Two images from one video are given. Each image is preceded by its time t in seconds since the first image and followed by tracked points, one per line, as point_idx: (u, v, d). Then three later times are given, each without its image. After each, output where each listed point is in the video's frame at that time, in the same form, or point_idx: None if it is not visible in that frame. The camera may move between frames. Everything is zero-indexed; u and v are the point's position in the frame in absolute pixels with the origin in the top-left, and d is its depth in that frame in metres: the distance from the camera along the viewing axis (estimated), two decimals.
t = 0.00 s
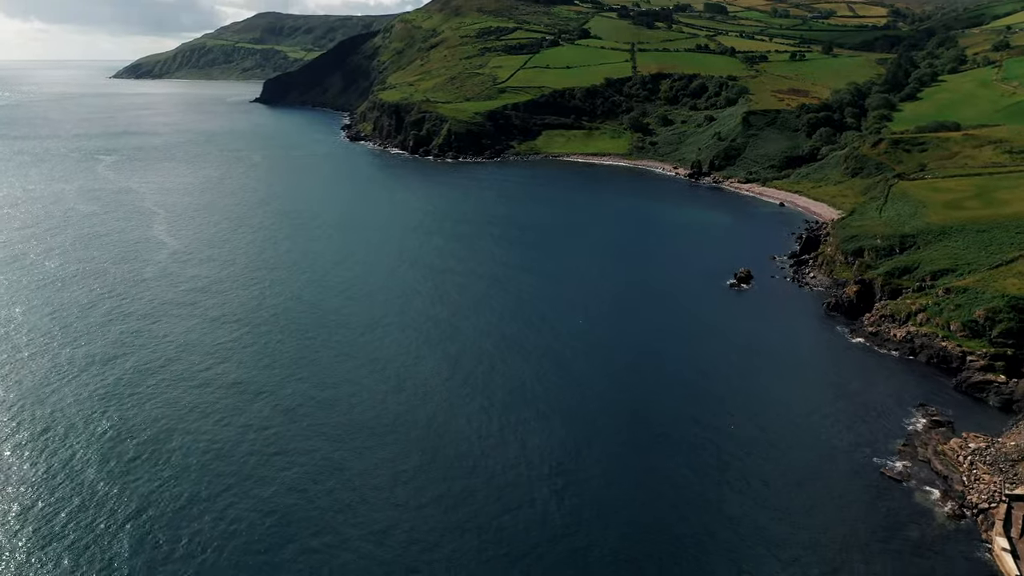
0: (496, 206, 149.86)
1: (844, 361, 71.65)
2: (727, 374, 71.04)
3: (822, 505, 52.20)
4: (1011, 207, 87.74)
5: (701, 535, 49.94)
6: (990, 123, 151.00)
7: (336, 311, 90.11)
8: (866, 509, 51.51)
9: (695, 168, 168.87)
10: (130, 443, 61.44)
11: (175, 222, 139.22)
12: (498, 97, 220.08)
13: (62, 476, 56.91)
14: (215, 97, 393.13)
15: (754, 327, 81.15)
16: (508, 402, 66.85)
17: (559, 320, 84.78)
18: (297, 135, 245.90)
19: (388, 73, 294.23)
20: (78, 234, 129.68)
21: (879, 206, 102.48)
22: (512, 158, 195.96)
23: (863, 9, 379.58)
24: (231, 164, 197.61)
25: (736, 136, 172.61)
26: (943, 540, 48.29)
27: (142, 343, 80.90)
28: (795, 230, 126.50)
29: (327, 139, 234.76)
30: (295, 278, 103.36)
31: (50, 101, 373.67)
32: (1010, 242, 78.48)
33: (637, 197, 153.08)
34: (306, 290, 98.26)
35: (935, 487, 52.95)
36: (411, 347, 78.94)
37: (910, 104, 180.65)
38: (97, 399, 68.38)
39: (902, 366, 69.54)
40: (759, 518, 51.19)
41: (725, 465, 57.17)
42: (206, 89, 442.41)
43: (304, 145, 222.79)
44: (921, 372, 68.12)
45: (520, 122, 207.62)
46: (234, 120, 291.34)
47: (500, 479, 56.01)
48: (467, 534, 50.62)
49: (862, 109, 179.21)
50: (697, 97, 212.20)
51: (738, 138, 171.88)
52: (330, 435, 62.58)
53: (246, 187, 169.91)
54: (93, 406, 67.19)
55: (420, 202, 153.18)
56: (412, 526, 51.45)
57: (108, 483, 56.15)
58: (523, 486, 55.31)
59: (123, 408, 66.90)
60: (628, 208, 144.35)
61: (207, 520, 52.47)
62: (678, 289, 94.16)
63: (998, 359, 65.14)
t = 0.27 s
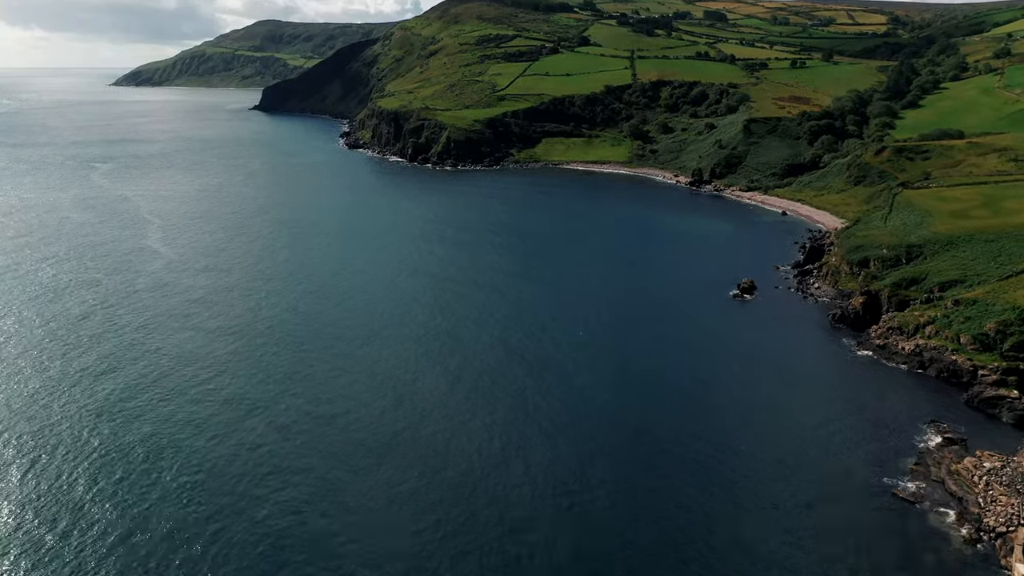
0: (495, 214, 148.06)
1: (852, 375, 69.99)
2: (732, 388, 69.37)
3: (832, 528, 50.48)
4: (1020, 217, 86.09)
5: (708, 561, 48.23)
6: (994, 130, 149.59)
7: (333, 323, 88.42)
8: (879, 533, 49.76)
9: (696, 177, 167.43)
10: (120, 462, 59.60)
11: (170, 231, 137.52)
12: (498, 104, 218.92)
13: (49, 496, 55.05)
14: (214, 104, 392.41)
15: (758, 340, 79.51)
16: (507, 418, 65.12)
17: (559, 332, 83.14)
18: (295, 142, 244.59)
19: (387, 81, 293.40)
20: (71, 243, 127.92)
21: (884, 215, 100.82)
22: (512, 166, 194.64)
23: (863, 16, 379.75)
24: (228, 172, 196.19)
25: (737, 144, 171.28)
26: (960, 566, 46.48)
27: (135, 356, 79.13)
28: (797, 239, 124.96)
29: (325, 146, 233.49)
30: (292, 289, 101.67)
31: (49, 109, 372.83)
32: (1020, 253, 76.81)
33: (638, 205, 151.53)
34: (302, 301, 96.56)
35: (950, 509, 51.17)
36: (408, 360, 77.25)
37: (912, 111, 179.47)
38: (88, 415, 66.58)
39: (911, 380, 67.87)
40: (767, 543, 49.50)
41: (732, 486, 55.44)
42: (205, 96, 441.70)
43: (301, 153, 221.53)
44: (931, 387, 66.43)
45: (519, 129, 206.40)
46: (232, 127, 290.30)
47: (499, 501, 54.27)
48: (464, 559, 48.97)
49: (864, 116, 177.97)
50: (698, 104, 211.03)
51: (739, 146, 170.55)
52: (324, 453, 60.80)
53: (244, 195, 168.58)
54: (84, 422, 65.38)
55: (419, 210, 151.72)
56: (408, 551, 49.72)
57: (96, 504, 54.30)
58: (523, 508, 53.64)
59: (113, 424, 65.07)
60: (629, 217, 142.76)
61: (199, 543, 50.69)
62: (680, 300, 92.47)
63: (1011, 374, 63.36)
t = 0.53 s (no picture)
0: (495, 223, 146.49)
1: (860, 390, 68.23)
2: (738, 404, 67.62)
3: (842, 552, 48.65)
4: None
5: None
6: (997, 139, 148.32)
7: (329, 334, 86.70)
8: (891, 557, 47.93)
9: (697, 185, 166.04)
10: (109, 481, 57.84)
11: (166, 240, 135.92)
12: (497, 112, 217.78)
13: (35, 518, 53.31)
14: (212, 112, 391.49)
15: (763, 352, 77.80)
16: (507, 436, 63.31)
17: (559, 344, 81.38)
18: (294, 150, 243.38)
19: (386, 88, 292.51)
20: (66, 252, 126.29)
21: (889, 225, 99.19)
22: (511, 175, 193.35)
23: (863, 24, 379.48)
24: (225, 180, 194.73)
25: (738, 152, 169.95)
26: None
27: (128, 369, 77.43)
28: (800, 248, 123.39)
29: (324, 154, 232.29)
30: (289, 299, 100.09)
31: (47, 116, 371.69)
32: None
33: (639, 213, 150.09)
34: (298, 312, 94.81)
35: (966, 533, 49.36)
36: (405, 374, 75.51)
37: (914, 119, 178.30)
38: (78, 432, 64.86)
39: (921, 396, 66.09)
40: (776, 568, 47.67)
41: (738, 508, 53.59)
42: (204, 104, 441.16)
43: (300, 161, 220.19)
44: (942, 402, 64.66)
45: (519, 137, 205.17)
46: (231, 135, 289.10)
47: (498, 523, 52.52)
48: None
49: (865, 124, 176.76)
50: (698, 112, 209.92)
51: (741, 154, 169.19)
52: (317, 472, 59.00)
53: (241, 203, 167.06)
54: (74, 439, 63.67)
55: (417, 219, 150.01)
56: None
57: (85, 526, 52.60)
58: (522, 530, 51.86)
59: (104, 441, 63.33)
60: (630, 225, 141.26)
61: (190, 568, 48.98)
62: (683, 311, 90.78)
63: None
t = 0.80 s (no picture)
0: (494, 231, 144.93)
1: (870, 406, 66.35)
2: (743, 420, 65.79)
3: None
4: None
5: None
6: (1001, 147, 147.08)
7: (325, 346, 84.99)
8: None
9: (698, 193, 164.42)
10: (98, 501, 55.97)
11: (162, 248, 134.32)
12: (496, 120, 216.61)
13: (21, 542, 51.44)
14: (211, 120, 390.50)
15: (767, 366, 76.04)
16: (508, 455, 61.53)
17: (560, 357, 79.63)
18: (292, 158, 242.14)
19: (385, 96, 291.64)
20: (61, 261, 124.64)
21: (895, 234, 97.61)
22: (511, 183, 191.94)
23: (863, 32, 379.44)
24: (222, 187, 193.21)
25: (739, 160, 168.64)
26: None
27: (120, 382, 75.46)
28: (803, 257, 121.75)
29: (322, 162, 231.01)
30: (285, 308, 98.30)
31: (46, 124, 370.57)
32: None
33: (640, 222, 148.63)
34: (295, 322, 93.11)
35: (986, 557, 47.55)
36: (403, 388, 73.69)
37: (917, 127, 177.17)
38: (68, 449, 63.00)
39: (931, 412, 64.31)
40: None
41: (745, 532, 51.93)
42: (203, 111, 440.31)
43: (298, 169, 218.79)
44: (954, 419, 62.82)
45: (518, 145, 203.92)
46: (229, 142, 287.86)
47: (499, 546, 50.87)
48: None
49: (867, 132, 175.62)
50: (698, 120, 208.83)
51: (742, 162, 167.83)
52: (313, 493, 57.24)
53: (238, 211, 165.50)
54: (63, 457, 61.78)
55: (416, 227, 148.43)
56: None
57: (75, 549, 50.88)
58: (523, 554, 50.22)
59: (93, 459, 61.44)
60: (631, 234, 139.73)
61: None
62: (684, 323, 89.06)
63: None
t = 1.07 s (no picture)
0: (493, 232, 143.29)
1: (878, 415, 65.04)
2: (750, 431, 64.46)
3: None
4: None
5: None
6: (1006, 148, 145.71)
7: (323, 351, 83.41)
8: None
9: (699, 195, 162.95)
10: (93, 515, 54.52)
11: (158, 249, 132.49)
12: (496, 120, 214.93)
13: (13, 558, 49.99)
14: (210, 120, 388.66)
15: (773, 373, 74.61)
16: (511, 467, 60.20)
17: (562, 364, 78.22)
18: (290, 159, 240.33)
19: (384, 96, 289.92)
20: (55, 261, 122.81)
21: (901, 237, 96.16)
22: (510, 184, 190.31)
23: (864, 33, 378.36)
24: (219, 188, 191.47)
25: (741, 161, 167.07)
26: None
27: (116, 388, 73.95)
28: (807, 260, 120.19)
29: (320, 163, 229.28)
30: (284, 311, 96.80)
31: (43, 124, 368.36)
32: None
33: (642, 223, 147.04)
34: (292, 326, 91.52)
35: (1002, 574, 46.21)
36: (402, 395, 72.23)
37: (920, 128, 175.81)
38: (62, 459, 61.56)
39: (940, 422, 62.98)
40: None
41: (755, 551, 50.67)
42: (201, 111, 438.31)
43: (296, 169, 217.01)
44: (964, 429, 61.48)
45: (518, 146, 202.35)
46: (227, 143, 285.99)
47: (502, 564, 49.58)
48: None
49: (870, 133, 174.28)
50: (699, 121, 207.30)
51: (744, 163, 166.21)
52: (310, 506, 55.86)
53: (234, 212, 163.76)
54: (57, 467, 60.33)
55: (414, 228, 146.75)
56: None
57: (67, 567, 49.39)
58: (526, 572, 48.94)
59: (88, 469, 59.99)
60: (632, 235, 138.23)
61: None
62: (687, 327, 87.58)
63: None
